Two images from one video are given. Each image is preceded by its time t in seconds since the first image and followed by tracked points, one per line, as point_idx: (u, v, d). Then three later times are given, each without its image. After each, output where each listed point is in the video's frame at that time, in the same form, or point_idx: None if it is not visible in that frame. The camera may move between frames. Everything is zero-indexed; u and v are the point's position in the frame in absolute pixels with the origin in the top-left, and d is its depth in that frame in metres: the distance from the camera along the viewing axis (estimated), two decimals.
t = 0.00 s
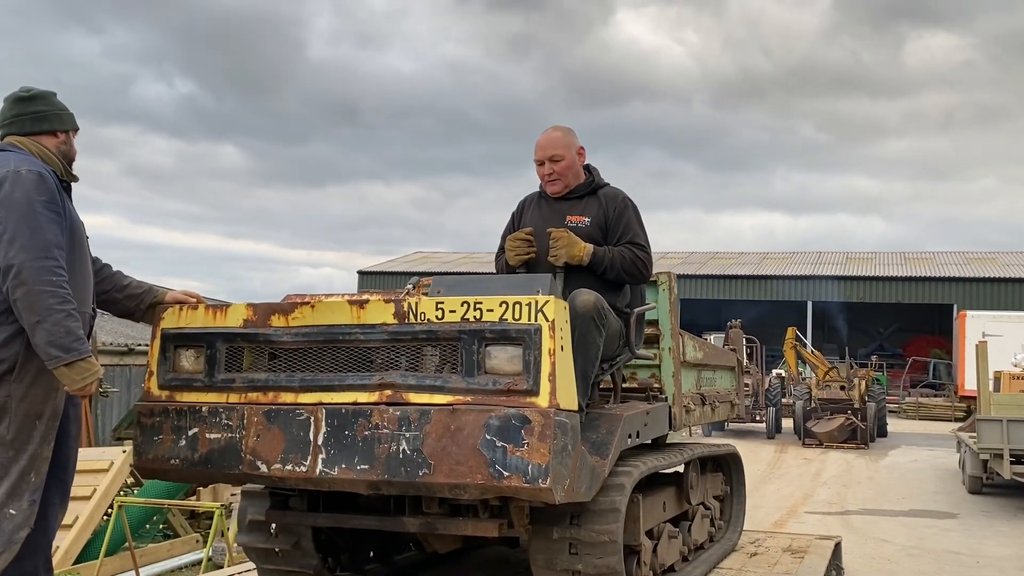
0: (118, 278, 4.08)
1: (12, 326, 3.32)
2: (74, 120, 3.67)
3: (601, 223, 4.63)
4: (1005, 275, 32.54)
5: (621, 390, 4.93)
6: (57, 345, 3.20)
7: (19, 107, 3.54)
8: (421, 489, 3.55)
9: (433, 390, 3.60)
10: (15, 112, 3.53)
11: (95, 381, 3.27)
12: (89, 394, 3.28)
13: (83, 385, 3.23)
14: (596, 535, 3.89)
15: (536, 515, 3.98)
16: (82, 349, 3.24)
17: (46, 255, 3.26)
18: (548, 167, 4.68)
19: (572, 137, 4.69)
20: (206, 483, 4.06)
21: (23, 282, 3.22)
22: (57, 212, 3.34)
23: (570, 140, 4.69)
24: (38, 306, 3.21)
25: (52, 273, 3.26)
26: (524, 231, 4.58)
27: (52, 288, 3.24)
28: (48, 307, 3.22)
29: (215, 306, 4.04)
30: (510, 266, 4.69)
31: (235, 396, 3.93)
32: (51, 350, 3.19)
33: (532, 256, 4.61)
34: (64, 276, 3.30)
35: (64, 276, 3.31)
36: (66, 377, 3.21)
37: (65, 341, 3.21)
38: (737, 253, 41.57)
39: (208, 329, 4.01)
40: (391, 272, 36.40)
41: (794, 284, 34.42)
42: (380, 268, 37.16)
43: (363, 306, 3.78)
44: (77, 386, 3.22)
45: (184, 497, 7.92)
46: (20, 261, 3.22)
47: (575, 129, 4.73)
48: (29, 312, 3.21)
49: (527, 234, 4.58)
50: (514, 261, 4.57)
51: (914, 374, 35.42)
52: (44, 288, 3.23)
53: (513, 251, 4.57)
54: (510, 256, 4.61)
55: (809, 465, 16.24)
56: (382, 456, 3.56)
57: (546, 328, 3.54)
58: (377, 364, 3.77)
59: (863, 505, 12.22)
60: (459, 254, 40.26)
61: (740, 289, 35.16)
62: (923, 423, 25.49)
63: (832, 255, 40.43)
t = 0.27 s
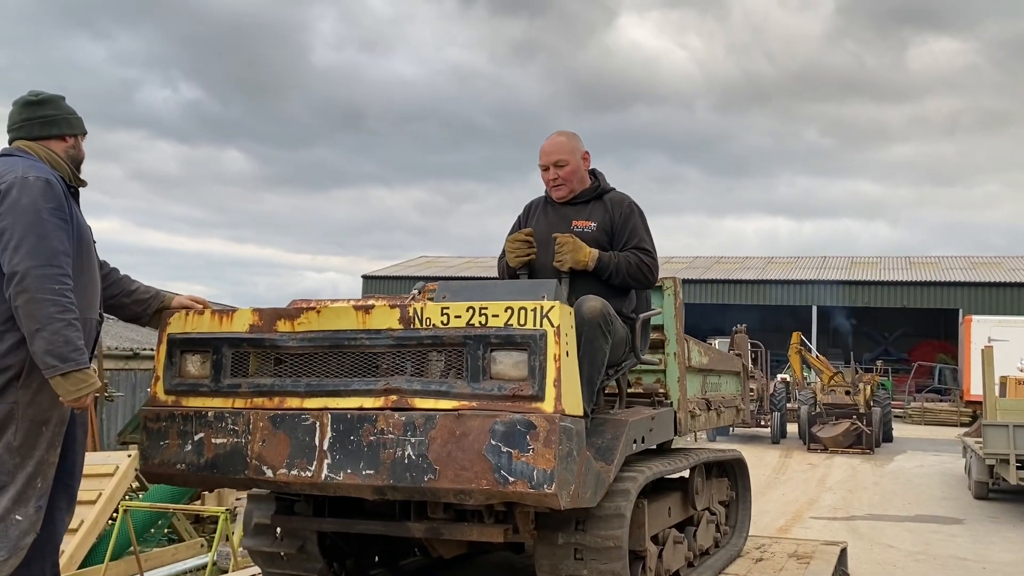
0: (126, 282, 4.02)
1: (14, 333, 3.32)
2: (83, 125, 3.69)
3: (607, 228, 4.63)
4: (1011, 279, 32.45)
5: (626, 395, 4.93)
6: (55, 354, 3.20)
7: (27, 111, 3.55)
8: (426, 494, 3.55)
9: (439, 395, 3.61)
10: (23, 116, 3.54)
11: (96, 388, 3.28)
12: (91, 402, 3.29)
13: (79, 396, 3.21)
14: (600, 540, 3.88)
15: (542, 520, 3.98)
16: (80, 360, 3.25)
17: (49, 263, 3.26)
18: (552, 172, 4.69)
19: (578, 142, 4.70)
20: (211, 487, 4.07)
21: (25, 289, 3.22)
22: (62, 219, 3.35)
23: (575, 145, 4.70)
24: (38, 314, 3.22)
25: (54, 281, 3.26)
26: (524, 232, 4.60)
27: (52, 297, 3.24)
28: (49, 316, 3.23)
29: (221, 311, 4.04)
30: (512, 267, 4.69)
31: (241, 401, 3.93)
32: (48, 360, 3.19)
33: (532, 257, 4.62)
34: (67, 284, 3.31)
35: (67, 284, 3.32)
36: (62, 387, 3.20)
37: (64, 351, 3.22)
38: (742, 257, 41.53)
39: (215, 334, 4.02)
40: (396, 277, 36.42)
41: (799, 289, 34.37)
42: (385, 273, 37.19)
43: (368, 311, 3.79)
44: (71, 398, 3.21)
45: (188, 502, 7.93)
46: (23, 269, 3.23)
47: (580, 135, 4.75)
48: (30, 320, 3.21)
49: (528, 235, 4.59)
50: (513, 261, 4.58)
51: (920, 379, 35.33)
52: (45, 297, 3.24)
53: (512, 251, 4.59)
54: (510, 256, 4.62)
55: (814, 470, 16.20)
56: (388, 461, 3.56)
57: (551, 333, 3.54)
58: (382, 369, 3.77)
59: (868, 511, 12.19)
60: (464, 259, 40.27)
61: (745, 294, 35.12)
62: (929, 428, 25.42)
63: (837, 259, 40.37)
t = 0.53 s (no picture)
0: (129, 283, 4.09)
1: (26, 334, 3.33)
2: (89, 126, 3.70)
3: (611, 229, 4.63)
4: (1016, 282, 32.39)
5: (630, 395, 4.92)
6: (69, 354, 3.21)
7: (35, 112, 3.56)
8: (432, 494, 3.55)
9: (444, 395, 3.61)
10: (30, 117, 3.55)
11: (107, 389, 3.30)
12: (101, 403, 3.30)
13: (89, 396, 3.23)
14: (606, 542, 3.87)
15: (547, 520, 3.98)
16: (93, 360, 3.26)
17: (61, 263, 3.27)
18: (556, 173, 4.68)
19: (581, 144, 4.70)
20: (215, 487, 4.07)
21: (38, 290, 3.23)
22: (74, 220, 3.36)
23: (579, 147, 4.70)
24: (52, 314, 3.22)
25: (66, 282, 3.27)
26: (520, 228, 4.61)
27: (65, 298, 3.25)
28: (62, 316, 3.23)
29: (226, 311, 4.05)
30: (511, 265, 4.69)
31: (246, 401, 3.94)
32: (63, 359, 3.20)
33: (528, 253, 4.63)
34: (78, 285, 3.32)
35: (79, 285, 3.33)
36: (76, 387, 3.22)
37: (78, 351, 3.23)
38: (746, 260, 41.50)
39: (220, 334, 4.03)
40: (400, 279, 36.46)
41: (803, 292, 34.35)
42: (389, 276, 37.23)
43: (373, 311, 3.79)
44: (86, 396, 3.23)
45: (193, 504, 7.94)
46: (35, 269, 3.24)
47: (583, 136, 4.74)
48: (43, 321, 3.22)
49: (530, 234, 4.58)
50: (509, 258, 4.57)
51: (925, 383, 35.26)
52: (58, 297, 3.24)
53: (507, 247, 4.60)
54: (506, 253, 4.62)
55: (819, 473, 16.17)
56: (393, 461, 3.56)
57: (557, 332, 3.54)
58: (388, 368, 3.77)
59: (873, 514, 12.16)
60: (468, 262, 40.30)
61: (749, 297, 35.10)
62: (934, 431, 25.36)
63: (842, 262, 40.32)
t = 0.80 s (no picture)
0: (126, 288, 4.20)
1: (35, 338, 3.35)
2: (93, 130, 3.71)
3: (615, 229, 4.65)
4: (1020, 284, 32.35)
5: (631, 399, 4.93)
6: (82, 358, 3.23)
7: (39, 117, 3.58)
8: (438, 500, 3.57)
9: (451, 400, 3.63)
10: (35, 122, 3.58)
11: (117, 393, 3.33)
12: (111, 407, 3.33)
13: (100, 399, 3.26)
14: (612, 555, 3.90)
15: (551, 525, 3.99)
16: (106, 363, 3.29)
17: (71, 267, 3.29)
18: (559, 173, 4.70)
19: (584, 144, 4.72)
20: (213, 493, 4.08)
21: (49, 294, 3.25)
22: (82, 224, 3.38)
23: (582, 147, 4.73)
24: (64, 318, 3.24)
25: (77, 286, 3.29)
26: (531, 234, 4.59)
27: (76, 302, 3.27)
28: (73, 321, 3.25)
29: (225, 313, 4.06)
30: (519, 270, 4.68)
31: (247, 405, 3.95)
32: (76, 364, 3.22)
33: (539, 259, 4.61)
34: (89, 289, 3.34)
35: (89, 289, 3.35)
36: (90, 390, 3.25)
37: (90, 354, 3.25)
38: (749, 262, 41.47)
39: (218, 337, 4.04)
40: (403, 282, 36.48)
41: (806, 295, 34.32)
42: (392, 278, 37.25)
43: (378, 314, 3.80)
44: (100, 399, 3.27)
45: (196, 507, 7.95)
46: (46, 274, 3.26)
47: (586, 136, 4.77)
48: (55, 325, 3.24)
49: (534, 236, 4.59)
50: (520, 263, 4.56)
51: (928, 385, 35.22)
52: (70, 301, 3.27)
53: (519, 254, 4.58)
54: (517, 258, 4.61)
55: (823, 476, 16.15)
56: (399, 467, 3.58)
57: (567, 337, 3.56)
58: (392, 373, 3.79)
59: (877, 517, 12.15)
60: (471, 265, 40.30)
61: (752, 299, 35.07)
62: (937, 434, 25.32)
63: (845, 264, 40.28)
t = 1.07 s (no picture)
0: (129, 287, 4.23)
1: (34, 337, 3.36)
2: (94, 129, 3.73)
3: (617, 231, 4.65)
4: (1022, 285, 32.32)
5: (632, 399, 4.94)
6: (79, 358, 3.24)
7: (40, 116, 3.59)
8: (440, 499, 3.58)
9: (453, 399, 3.64)
10: (36, 121, 3.59)
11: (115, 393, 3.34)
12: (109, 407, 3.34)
13: (99, 399, 3.27)
14: (614, 556, 3.91)
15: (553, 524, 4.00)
16: (103, 362, 3.30)
17: (68, 267, 3.30)
18: (562, 175, 4.70)
19: (587, 146, 4.72)
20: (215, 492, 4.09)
21: (47, 294, 3.26)
22: (80, 223, 3.39)
23: (585, 149, 4.73)
24: (62, 318, 3.26)
25: (75, 286, 3.30)
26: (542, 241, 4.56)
27: (73, 301, 3.28)
28: (70, 320, 3.27)
29: (228, 313, 4.07)
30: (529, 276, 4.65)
31: (249, 404, 3.96)
32: (73, 363, 3.23)
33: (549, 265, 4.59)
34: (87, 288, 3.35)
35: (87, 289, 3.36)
36: (87, 390, 3.26)
37: (87, 354, 3.26)
38: (751, 263, 41.45)
39: (221, 336, 4.05)
40: (405, 283, 36.52)
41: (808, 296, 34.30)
42: (394, 279, 37.28)
43: (380, 314, 3.81)
44: (97, 400, 3.27)
45: (199, 507, 7.96)
46: (44, 273, 3.27)
47: (590, 138, 4.76)
48: (51, 325, 3.25)
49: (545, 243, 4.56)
50: (530, 271, 4.52)
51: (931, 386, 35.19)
52: (68, 301, 3.28)
53: (529, 261, 4.55)
54: (527, 265, 4.58)
55: (825, 477, 16.14)
56: (401, 466, 3.59)
57: (570, 336, 3.56)
58: (395, 372, 3.80)
59: (879, 518, 12.14)
60: (472, 266, 40.32)
61: (755, 300, 35.06)
62: (940, 435, 25.30)
63: (847, 265, 40.26)
